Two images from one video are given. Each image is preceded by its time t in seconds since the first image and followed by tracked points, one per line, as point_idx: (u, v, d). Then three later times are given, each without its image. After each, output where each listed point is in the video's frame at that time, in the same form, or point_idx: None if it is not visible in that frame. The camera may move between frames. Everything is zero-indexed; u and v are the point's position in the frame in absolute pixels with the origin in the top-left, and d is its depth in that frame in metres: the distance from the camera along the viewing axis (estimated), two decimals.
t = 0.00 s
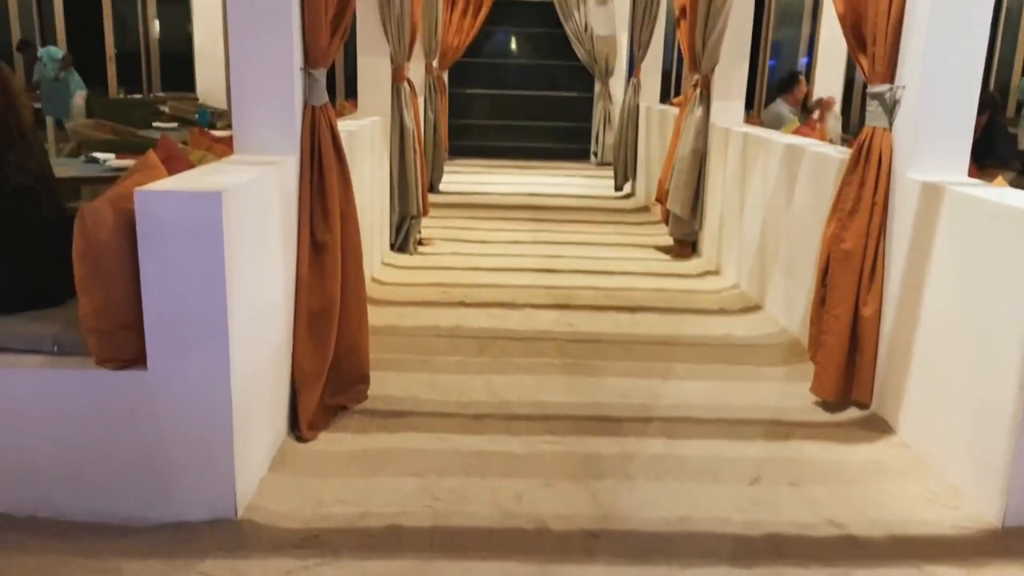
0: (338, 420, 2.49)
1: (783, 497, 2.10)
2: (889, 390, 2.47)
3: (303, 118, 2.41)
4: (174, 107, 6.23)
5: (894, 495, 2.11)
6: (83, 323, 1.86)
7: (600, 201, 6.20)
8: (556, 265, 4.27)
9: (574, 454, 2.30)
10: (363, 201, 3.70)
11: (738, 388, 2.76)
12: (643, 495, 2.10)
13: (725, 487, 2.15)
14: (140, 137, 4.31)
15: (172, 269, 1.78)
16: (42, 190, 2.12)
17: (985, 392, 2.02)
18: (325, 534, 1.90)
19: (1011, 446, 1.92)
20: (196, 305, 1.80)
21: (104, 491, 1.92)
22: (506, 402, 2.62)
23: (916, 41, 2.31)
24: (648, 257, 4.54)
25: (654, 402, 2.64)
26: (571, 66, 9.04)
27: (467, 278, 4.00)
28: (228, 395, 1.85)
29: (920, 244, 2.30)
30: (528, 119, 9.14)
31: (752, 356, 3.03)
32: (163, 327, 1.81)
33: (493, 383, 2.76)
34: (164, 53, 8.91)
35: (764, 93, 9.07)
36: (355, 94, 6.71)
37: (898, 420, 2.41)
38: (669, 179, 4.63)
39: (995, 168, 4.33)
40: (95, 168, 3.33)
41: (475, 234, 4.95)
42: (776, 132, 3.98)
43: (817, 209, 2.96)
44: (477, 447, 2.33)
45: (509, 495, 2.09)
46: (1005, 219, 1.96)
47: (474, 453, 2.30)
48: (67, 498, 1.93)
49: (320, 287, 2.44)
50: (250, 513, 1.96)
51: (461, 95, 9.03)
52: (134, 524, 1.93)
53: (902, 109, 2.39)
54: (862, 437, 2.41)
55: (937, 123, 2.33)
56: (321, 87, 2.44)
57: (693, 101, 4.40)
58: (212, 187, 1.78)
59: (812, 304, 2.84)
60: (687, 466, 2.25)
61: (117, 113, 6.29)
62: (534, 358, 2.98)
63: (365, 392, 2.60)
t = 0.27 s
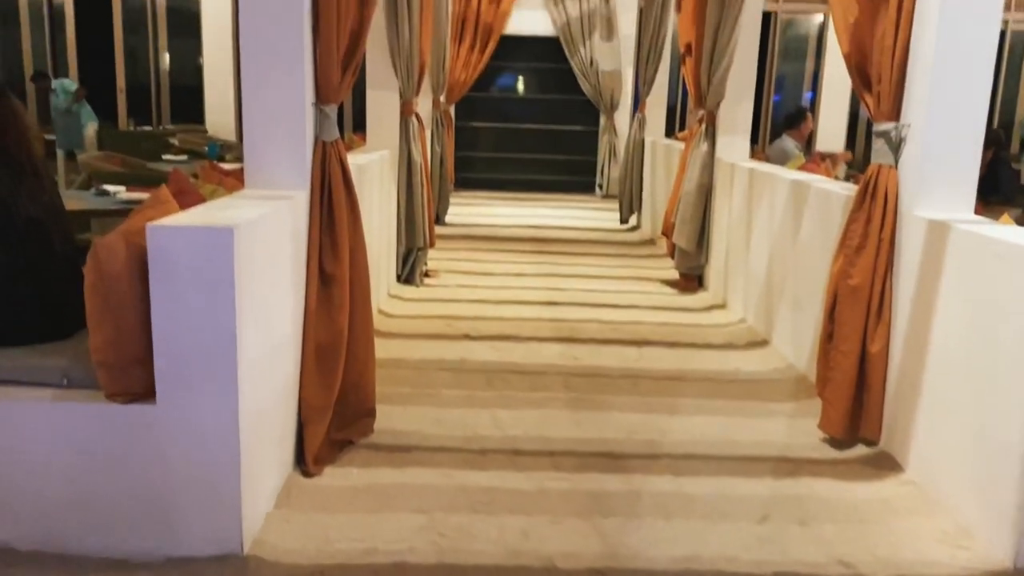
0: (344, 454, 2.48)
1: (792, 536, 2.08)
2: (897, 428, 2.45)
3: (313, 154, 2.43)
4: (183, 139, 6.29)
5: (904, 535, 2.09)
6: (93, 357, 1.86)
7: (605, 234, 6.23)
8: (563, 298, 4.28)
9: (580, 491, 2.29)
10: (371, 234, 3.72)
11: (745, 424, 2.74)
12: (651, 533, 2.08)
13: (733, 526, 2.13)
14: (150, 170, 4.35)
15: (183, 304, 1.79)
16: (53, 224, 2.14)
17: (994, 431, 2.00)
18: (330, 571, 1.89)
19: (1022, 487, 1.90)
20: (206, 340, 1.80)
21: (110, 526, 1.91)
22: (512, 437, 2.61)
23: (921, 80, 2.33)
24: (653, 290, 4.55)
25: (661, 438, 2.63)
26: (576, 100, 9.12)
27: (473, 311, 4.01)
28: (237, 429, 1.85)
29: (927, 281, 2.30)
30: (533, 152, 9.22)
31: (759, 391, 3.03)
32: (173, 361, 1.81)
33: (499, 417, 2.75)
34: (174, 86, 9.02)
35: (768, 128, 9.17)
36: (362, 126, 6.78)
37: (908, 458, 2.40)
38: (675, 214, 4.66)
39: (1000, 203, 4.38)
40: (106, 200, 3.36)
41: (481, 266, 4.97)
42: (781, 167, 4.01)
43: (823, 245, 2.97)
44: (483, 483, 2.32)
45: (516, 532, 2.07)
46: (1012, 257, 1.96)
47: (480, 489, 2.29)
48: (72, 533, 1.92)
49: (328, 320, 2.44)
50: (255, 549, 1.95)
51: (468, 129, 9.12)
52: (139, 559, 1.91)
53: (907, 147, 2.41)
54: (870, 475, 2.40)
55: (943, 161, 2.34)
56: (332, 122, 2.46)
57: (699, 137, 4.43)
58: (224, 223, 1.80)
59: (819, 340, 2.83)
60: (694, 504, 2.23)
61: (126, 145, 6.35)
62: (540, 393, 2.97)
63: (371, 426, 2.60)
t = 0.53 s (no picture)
0: (349, 487, 2.47)
1: (801, 572, 2.06)
2: (906, 463, 2.43)
3: (322, 186, 2.45)
4: (190, 169, 6.34)
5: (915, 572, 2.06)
6: (100, 388, 1.86)
7: (610, 264, 6.24)
8: (568, 329, 4.27)
9: (587, 525, 2.27)
10: (377, 264, 3.73)
11: (753, 458, 2.73)
12: (658, 568, 2.06)
13: (742, 561, 2.11)
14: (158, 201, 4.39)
15: (192, 336, 1.79)
16: (61, 254, 2.15)
17: (1004, 466, 1.99)
18: None
19: None
20: (214, 371, 1.80)
21: (114, 557, 1.90)
22: (518, 470, 2.60)
23: (926, 114, 2.35)
24: (659, 322, 4.54)
25: (668, 472, 2.61)
26: (580, 131, 9.16)
27: (479, 341, 4.01)
28: (243, 461, 1.84)
29: (935, 315, 2.30)
30: (538, 183, 9.27)
31: (766, 425, 3.01)
32: (181, 392, 1.81)
33: (505, 450, 2.74)
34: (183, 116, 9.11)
35: (772, 159, 9.22)
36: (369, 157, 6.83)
37: (917, 494, 2.38)
38: (680, 245, 4.66)
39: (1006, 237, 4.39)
40: (114, 230, 3.38)
41: (487, 296, 4.98)
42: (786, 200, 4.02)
43: (830, 278, 2.97)
44: (489, 517, 2.30)
45: (522, 567, 2.06)
46: (1019, 292, 1.96)
47: (486, 522, 2.27)
48: (76, 564, 1.91)
49: (334, 352, 2.44)
50: None
51: (473, 159, 9.18)
52: None
53: (913, 181, 2.42)
54: (880, 510, 2.37)
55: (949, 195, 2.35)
56: (341, 154, 2.49)
57: (704, 169, 4.45)
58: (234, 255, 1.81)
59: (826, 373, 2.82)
60: (702, 539, 2.21)
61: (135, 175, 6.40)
62: (546, 425, 2.96)
63: (376, 458, 2.59)
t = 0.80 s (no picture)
0: (353, 516, 2.45)
1: None
2: (913, 494, 2.42)
3: (328, 215, 2.47)
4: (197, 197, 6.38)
5: None
6: (105, 417, 1.86)
7: (615, 292, 6.25)
8: (573, 358, 4.27)
9: (592, 556, 2.26)
10: (382, 292, 3.74)
11: (758, 488, 2.71)
12: None
13: None
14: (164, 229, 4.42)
15: (199, 365, 1.80)
16: (69, 282, 2.15)
17: (1012, 498, 1.97)
18: None
19: None
20: (219, 400, 1.81)
21: None
22: (522, 500, 2.58)
23: (929, 144, 2.36)
24: (663, 350, 4.54)
25: (674, 502, 2.60)
26: (584, 160, 9.20)
27: (482, 369, 4.01)
28: (248, 489, 1.84)
29: (940, 346, 2.30)
30: (543, 211, 9.30)
31: (772, 455, 3.00)
32: (187, 420, 1.81)
33: (509, 479, 2.73)
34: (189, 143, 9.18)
35: (775, 187, 9.25)
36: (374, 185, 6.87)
37: (924, 525, 2.36)
38: (684, 273, 4.67)
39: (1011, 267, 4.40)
40: (122, 258, 3.40)
41: (491, 324, 4.99)
42: (790, 229, 4.04)
43: (835, 308, 2.97)
44: (494, 548, 2.29)
45: None
46: None
47: (491, 553, 2.26)
48: None
49: (339, 380, 2.44)
50: None
51: (478, 187, 9.23)
52: None
53: (917, 212, 2.42)
54: (887, 542, 2.35)
55: (952, 226, 2.36)
56: (347, 184, 2.51)
57: (707, 198, 4.48)
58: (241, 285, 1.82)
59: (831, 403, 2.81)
60: (709, 571, 2.19)
61: (141, 202, 6.45)
62: (551, 454, 2.95)
63: (380, 488, 2.58)
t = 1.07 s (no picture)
0: (355, 544, 2.44)
1: None
2: (919, 522, 2.40)
3: (332, 241, 2.48)
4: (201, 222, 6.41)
5: None
6: (107, 445, 1.86)
7: (617, 317, 6.24)
8: (576, 383, 4.26)
9: None
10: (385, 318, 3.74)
11: (763, 516, 2.69)
12: None
13: None
14: (168, 254, 4.43)
15: (202, 392, 1.79)
16: (75, 309, 2.16)
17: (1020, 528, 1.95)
18: None
19: None
20: (221, 426, 1.80)
21: None
22: (525, 528, 2.57)
23: (932, 172, 2.37)
24: (666, 376, 4.52)
25: (678, 530, 2.58)
26: (587, 185, 9.23)
27: (485, 395, 3.99)
28: (249, 517, 1.83)
29: (944, 372, 2.29)
30: (547, 236, 9.32)
31: (777, 482, 2.97)
32: (188, 448, 1.81)
33: (512, 507, 2.71)
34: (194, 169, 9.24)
35: (778, 213, 9.28)
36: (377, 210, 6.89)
37: (930, 554, 2.34)
38: (687, 298, 4.67)
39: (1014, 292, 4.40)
40: (125, 284, 3.42)
41: (494, 349, 4.98)
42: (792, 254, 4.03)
43: (838, 334, 2.96)
44: None
45: None
46: None
47: None
48: None
49: (341, 406, 2.44)
50: None
51: (481, 212, 9.26)
52: None
53: (920, 239, 2.42)
54: (894, 571, 2.33)
55: (956, 253, 2.36)
56: (351, 211, 2.52)
57: (710, 224, 4.49)
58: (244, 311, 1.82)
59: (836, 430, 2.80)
60: None
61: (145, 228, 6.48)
62: (554, 481, 2.93)
63: (382, 515, 2.56)
